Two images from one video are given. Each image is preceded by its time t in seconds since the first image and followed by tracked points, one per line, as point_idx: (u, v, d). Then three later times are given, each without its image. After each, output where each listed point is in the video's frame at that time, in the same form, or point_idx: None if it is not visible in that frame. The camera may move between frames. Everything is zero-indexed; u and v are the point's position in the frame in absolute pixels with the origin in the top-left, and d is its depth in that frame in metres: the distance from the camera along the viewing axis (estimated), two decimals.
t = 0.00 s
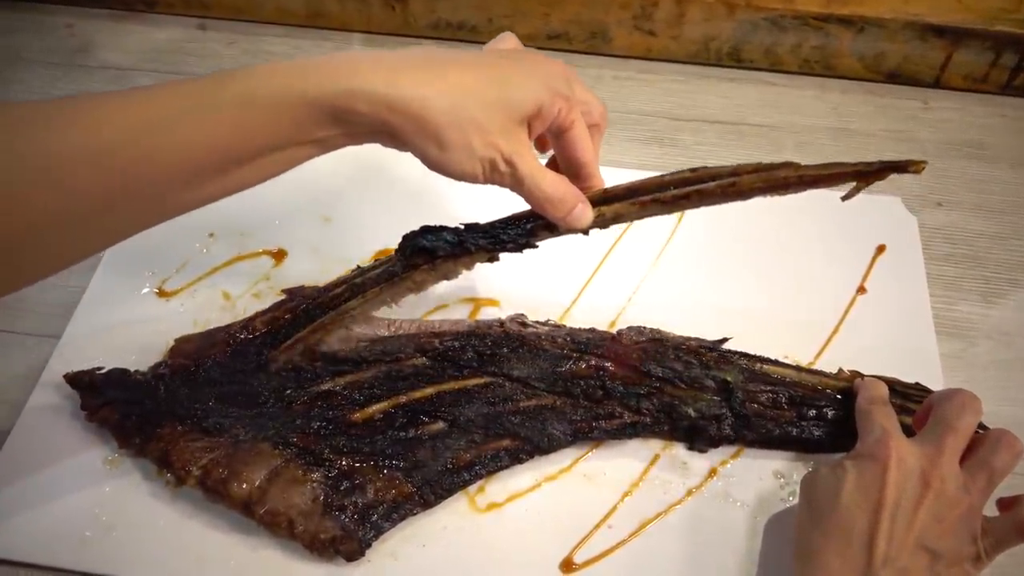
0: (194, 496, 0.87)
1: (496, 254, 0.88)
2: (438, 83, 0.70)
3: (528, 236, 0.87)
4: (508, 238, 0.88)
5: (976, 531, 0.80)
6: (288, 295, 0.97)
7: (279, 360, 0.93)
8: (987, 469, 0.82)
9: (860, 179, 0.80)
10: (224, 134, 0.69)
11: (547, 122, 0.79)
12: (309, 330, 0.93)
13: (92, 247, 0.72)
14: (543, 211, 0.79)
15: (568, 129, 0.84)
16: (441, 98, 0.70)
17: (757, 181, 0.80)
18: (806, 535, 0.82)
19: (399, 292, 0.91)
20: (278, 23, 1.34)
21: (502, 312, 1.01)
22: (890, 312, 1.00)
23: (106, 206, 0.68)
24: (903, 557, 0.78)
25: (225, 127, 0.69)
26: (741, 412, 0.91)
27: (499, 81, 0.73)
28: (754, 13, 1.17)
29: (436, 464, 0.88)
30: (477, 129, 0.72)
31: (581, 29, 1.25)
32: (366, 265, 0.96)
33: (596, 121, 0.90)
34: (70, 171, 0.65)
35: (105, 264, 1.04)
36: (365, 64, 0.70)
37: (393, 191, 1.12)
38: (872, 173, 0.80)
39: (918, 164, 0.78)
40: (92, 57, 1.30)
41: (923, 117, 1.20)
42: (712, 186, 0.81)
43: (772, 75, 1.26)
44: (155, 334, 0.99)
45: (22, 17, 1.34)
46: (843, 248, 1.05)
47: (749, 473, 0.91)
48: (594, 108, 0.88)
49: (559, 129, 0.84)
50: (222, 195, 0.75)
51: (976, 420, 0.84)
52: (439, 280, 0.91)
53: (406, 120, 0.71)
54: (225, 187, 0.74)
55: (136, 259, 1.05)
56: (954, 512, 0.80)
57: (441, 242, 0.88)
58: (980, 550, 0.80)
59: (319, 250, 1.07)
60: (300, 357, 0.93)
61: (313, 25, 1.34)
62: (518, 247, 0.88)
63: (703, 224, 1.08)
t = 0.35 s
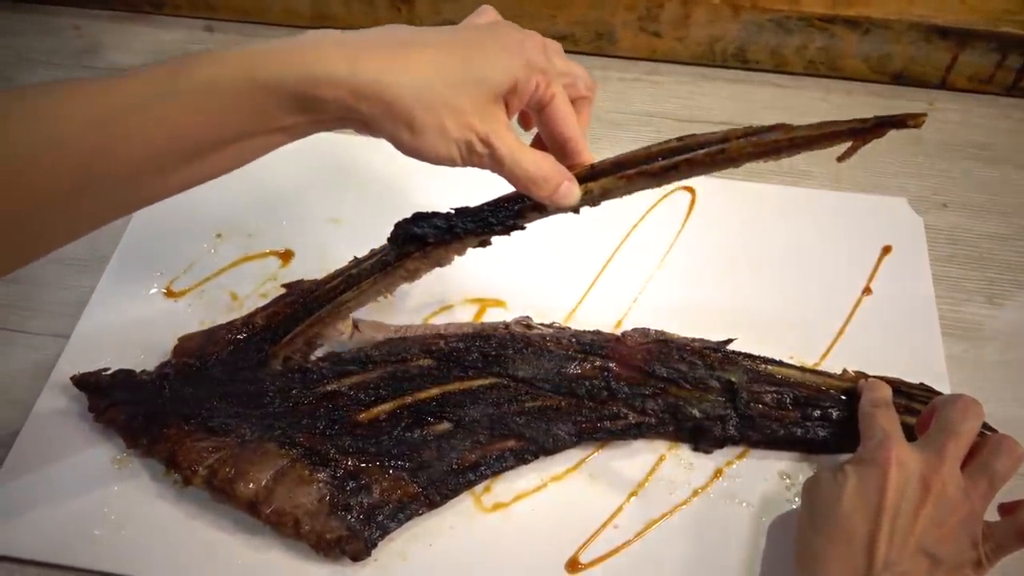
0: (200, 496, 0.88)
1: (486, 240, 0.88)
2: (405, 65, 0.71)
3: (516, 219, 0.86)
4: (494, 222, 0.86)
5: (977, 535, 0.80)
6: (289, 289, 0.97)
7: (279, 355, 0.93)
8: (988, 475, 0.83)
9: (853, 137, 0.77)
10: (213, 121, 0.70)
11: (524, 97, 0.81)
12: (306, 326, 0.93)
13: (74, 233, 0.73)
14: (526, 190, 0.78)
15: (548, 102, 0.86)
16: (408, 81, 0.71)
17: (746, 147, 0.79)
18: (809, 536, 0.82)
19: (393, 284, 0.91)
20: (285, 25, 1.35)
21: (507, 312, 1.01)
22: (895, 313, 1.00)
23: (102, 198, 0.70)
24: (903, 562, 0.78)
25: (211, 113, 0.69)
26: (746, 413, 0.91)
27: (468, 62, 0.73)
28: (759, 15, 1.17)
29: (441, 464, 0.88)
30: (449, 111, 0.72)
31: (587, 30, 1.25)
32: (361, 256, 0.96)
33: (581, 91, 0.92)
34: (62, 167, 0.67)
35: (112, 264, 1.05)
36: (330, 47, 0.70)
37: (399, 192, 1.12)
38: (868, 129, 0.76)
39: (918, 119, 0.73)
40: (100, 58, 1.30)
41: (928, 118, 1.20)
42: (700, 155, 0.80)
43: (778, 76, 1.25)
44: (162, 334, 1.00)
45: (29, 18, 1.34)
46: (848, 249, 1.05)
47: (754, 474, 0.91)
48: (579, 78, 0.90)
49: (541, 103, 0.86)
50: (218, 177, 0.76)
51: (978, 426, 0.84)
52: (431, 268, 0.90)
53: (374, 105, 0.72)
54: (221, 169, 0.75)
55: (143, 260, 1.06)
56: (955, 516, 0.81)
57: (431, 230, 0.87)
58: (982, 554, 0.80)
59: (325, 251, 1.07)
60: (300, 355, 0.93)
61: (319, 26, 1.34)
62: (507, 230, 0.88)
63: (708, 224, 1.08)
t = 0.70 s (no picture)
0: (209, 498, 0.88)
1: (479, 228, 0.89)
2: (382, 51, 0.71)
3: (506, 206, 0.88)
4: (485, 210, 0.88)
5: (980, 546, 0.80)
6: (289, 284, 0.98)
7: (280, 351, 0.93)
8: (992, 486, 0.83)
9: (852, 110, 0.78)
10: (212, 115, 0.72)
11: (508, 79, 0.82)
12: (306, 321, 0.94)
13: (73, 218, 0.75)
14: (514, 177, 0.78)
15: (535, 84, 0.86)
16: (385, 66, 0.71)
17: (737, 124, 0.79)
18: (812, 543, 0.81)
19: (388, 278, 0.92)
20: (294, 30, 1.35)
21: (515, 318, 1.02)
22: (901, 322, 1.00)
23: (110, 193, 0.73)
24: (907, 571, 0.77)
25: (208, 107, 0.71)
26: (752, 420, 0.92)
27: (442, 48, 0.73)
28: (768, 23, 1.18)
29: (448, 469, 0.88)
30: (425, 97, 0.73)
31: (595, 37, 1.26)
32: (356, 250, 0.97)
33: (573, 73, 0.93)
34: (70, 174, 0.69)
35: (122, 267, 1.06)
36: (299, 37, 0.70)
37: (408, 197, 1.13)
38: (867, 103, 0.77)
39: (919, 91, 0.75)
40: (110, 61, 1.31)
41: (937, 127, 1.20)
42: (691, 134, 0.81)
43: (786, 84, 1.26)
44: (172, 338, 1.00)
45: (41, 22, 1.35)
46: (855, 258, 1.05)
47: (760, 481, 0.91)
48: (570, 59, 0.91)
49: (526, 86, 0.86)
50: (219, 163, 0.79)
51: (983, 438, 0.85)
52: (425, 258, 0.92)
53: (347, 94, 0.72)
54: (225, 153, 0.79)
55: (153, 263, 1.06)
56: (958, 526, 0.80)
57: (421, 220, 0.89)
58: (984, 565, 0.80)
59: (334, 255, 1.08)
60: (302, 351, 0.94)
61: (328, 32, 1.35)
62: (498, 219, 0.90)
63: (715, 231, 1.08)
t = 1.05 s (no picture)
0: (217, 504, 0.88)
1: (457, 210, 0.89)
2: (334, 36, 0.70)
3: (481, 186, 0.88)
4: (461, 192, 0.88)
5: (981, 556, 0.79)
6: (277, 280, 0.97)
7: (275, 350, 0.93)
8: (992, 496, 0.83)
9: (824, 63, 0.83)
10: (175, 104, 0.73)
11: (468, 54, 0.80)
12: (295, 320, 0.93)
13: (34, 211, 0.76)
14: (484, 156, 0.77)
15: (499, 57, 0.83)
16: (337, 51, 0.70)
17: (707, 85, 0.83)
18: (813, 551, 0.81)
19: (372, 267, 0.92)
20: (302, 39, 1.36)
21: (521, 325, 1.02)
22: (906, 330, 1.00)
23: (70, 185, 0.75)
24: None
25: (167, 100, 0.72)
26: (758, 427, 0.91)
27: (397, 27, 0.72)
28: (775, 33, 1.18)
29: (454, 475, 0.88)
30: (382, 80, 0.72)
31: (601, 47, 1.27)
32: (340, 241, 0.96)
33: (542, 39, 0.91)
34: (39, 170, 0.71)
35: (130, 273, 1.06)
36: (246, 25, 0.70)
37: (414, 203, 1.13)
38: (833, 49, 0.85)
39: (896, 32, 0.81)
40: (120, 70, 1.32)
41: (942, 136, 1.21)
42: (662, 97, 0.83)
43: (791, 94, 1.26)
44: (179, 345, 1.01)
45: (52, 31, 1.37)
46: (861, 266, 1.06)
47: (766, 489, 0.91)
48: (536, 23, 0.89)
49: (490, 59, 0.84)
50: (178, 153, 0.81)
51: (985, 448, 0.84)
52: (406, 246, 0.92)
53: (297, 79, 0.72)
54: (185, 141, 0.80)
55: (161, 269, 1.07)
56: (958, 535, 0.80)
57: (398, 207, 0.89)
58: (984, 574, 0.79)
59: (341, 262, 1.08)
60: (294, 349, 0.94)
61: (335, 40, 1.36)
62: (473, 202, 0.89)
63: (720, 239, 1.08)
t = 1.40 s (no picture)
0: (228, 501, 0.89)
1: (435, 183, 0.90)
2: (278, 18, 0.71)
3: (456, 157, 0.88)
4: (437, 166, 0.89)
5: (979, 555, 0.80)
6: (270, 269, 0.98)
7: (274, 340, 0.94)
8: (990, 495, 0.83)
9: None
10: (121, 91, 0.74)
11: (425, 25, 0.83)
12: (290, 309, 0.94)
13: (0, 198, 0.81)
14: (447, 127, 0.78)
15: (456, 23, 0.87)
16: (281, 33, 0.71)
17: (665, 33, 0.80)
18: (812, 550, 0.82)
19: (359, 250, 0.93)
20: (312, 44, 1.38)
21: (529, 328, 1.03)
22: (910, 334, 1.01)
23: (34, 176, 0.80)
24: None
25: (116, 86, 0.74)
26: (763, 429, 0.92)
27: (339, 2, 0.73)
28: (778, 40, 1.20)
29: (461, 475, 0.90)
30: (328, 55, 0.72)
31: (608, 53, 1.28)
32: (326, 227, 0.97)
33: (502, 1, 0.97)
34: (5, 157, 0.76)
35: (143, 273, 1.08)
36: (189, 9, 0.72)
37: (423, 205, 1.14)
38: None
39: None
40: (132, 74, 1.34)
41: (947, 144, 1.22)
42: (625, 50, 0.81)
43: (796, 101, 1.28)
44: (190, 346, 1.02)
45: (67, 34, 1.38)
46: (865, 271, 1.07)
47: (771, 491, 0.91)
48: None
49: (447, 26, 0.87)
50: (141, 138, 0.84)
51: (985, 451, 0.86)
52: (387, 225, 0.92)
53: (248, 65, 0.73)
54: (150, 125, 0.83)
55: (173, 269, 1.08)
56: (957, 534, 0.81)
57: (376, 188, 0.90)
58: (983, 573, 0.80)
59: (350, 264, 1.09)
60: (293, 338, 0.95)
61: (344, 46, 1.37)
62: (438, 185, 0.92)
63: (726, 243, 1.09)
